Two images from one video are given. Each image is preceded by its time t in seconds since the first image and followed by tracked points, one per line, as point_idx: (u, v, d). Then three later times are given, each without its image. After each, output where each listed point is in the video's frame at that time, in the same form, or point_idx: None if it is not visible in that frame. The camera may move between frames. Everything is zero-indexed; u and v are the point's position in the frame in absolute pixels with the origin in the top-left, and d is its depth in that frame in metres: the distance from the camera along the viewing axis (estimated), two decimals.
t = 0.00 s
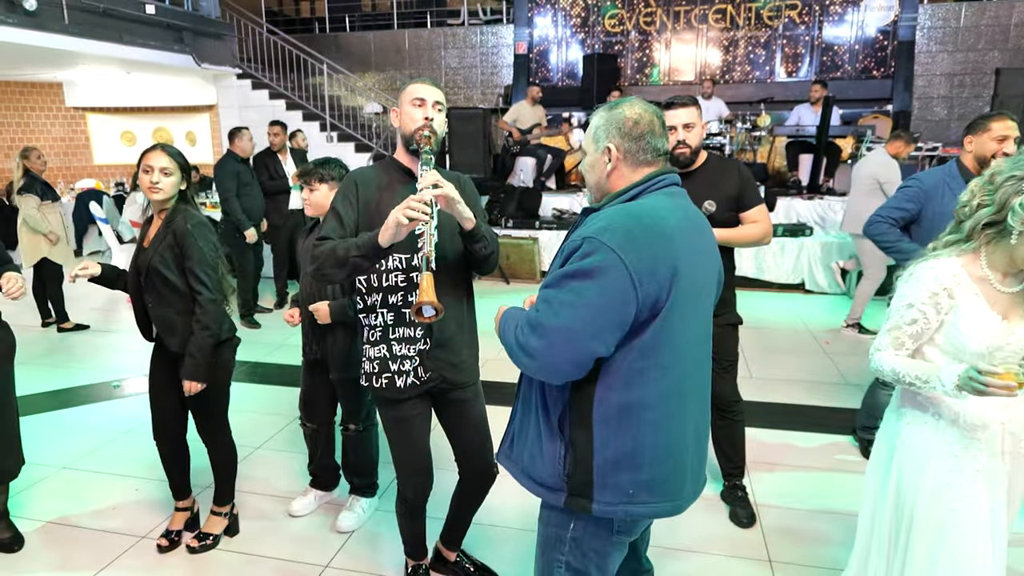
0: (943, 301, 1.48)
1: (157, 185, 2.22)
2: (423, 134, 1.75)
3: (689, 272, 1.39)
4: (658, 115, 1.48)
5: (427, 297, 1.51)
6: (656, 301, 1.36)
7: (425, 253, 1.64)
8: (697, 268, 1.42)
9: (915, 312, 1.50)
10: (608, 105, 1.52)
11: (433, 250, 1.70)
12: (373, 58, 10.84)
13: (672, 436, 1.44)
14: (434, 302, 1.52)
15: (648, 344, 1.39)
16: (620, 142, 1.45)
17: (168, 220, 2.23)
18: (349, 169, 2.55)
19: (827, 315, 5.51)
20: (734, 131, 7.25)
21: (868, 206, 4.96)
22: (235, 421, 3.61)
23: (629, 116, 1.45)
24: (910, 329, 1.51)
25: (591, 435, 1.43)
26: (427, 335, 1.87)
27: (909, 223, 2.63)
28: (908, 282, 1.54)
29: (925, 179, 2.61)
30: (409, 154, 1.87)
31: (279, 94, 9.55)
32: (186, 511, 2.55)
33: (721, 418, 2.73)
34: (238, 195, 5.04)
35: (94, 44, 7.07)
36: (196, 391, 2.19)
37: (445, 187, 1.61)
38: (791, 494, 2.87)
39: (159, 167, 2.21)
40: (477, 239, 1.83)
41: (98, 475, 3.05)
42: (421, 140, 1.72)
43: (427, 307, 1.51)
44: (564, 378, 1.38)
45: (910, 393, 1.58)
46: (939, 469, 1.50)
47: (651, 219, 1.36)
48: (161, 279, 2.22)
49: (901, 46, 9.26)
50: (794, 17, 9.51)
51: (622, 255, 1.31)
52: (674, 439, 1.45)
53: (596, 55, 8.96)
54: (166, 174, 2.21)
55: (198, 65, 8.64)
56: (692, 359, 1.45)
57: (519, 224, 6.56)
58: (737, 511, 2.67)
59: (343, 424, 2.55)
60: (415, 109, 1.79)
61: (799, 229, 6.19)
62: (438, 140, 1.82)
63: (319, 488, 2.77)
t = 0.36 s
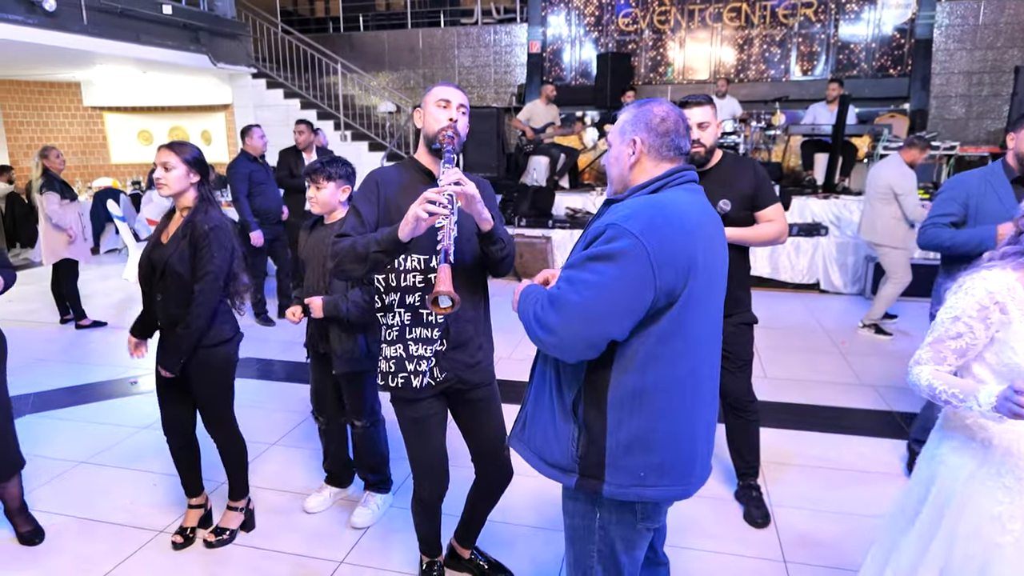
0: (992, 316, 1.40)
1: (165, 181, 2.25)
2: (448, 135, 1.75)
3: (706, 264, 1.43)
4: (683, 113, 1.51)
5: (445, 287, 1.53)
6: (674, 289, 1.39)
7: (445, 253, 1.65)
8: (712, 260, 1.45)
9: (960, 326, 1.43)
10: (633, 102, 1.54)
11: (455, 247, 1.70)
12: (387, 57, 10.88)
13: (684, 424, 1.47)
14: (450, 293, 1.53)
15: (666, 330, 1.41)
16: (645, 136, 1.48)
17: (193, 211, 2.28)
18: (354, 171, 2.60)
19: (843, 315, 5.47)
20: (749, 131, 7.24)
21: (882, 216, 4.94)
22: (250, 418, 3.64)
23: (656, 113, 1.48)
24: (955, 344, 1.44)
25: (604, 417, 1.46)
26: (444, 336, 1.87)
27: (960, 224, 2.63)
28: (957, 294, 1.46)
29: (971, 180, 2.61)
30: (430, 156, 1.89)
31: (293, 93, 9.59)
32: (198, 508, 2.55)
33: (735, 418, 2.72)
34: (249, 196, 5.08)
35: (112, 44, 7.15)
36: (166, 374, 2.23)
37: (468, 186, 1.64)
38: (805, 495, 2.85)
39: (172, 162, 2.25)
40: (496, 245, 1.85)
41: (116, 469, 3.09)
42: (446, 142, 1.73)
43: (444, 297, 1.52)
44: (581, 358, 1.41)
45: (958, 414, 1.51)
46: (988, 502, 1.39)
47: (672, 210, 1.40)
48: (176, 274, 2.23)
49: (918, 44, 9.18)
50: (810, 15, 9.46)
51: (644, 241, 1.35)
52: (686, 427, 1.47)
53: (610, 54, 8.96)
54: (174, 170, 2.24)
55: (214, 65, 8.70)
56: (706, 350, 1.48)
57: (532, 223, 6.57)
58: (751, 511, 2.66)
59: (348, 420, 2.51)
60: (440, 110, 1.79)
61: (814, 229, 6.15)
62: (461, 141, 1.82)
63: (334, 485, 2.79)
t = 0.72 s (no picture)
0: None
1: (180, 181, 2.28)
2: (471, 140, 1.76)
3: (723, 263, 1.43)
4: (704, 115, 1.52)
5: (463, 291, 1.53)
6: (691, 286, 1.39)
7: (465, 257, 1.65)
8: (729, 261, 1.45)
9: None
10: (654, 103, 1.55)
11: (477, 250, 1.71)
12: (403, 56, 10.92)
13: (698, 423, 1.46)
14: (470, 297, 1.53)
15: (682, 325, 1.41)
16: (665, 134, 1.49)
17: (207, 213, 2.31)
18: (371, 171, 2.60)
19: (861, 316, 5.42)
20: (766, 129, 7.19)
21: (890, 209, 4.98)
22: (267, 415, 3.67)
23: (678, 112, 1.49)
24: None
25: (617, 411, 1.46)
26: (462, 339, 1.88)
27: (1005, 228, 2.46)
28: None
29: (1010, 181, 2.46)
30: (455, 159, 1.91)
31: (311, 93, 9.65)
32: (218, 503, 2.59)
33: (752, 419, 2.70)
34: (270, 196, 5.13)
35: (132, 44, 7.22)
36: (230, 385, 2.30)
37: (489, 191, 1.64)
38: (823, 497, 2.83)
39: (184, 165, 2.27)
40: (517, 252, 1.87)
41: (136, 464, 3.13)
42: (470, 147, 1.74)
43: (462, 301, 1.52)
44: (596, 350, 1.42)
45: None
46: None
47: (691, 208, 1.40)
48: (196, 273, 2.27)
49: (939, 42, 9.07)
50: (829, 13, 9.38)
51: (662, 237, 1.36)
52: (700, 426, 1.47)
53: (626, 53, 8.94)
54: (190, 170, 2.27)
55: (233, 64, 8.76)
56: (721, 350, 1.47)
57: (548, 222, 6.57)
58: (768, 513, 2.64)
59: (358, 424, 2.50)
60: (464, 113, 1.80)
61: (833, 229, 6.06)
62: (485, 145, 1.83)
63: (349, 480, 2.81)
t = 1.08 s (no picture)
0: None
1: (188, 181, 2.28)
2: (486, 142, 1.78)
3: (724, 264, 1.42)
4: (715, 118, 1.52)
5: (474, 293, 1.53)
6: (691, 287, 1.39)
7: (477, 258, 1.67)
8: (731, 262, 1.45)
9: None
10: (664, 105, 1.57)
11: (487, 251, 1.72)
12: (411, 56, 10.94)
13: (696, 423, 1.46)
14: (480, 299, 1.53)
15: (680, 326, 1.41)
16: (669, 137, 1.50)
17: (217, 212, 2.33)
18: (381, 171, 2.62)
19: (870, 316, 5.41)
20: (775, 128, 7.11)
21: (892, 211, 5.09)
22: (275, 413, 3.69)
23: (684, 113, 1.49)
24: None
25: (616, 409, 1.47)
26: (470, 340, 1.88)
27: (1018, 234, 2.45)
28: None
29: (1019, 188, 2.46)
30: (469, 161, 1.91)
31: (319, 92, 9.67)
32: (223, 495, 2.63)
33: (760, 419, 2.70)
34: (285, 191, 5.20)
35: (141, 43, 7.25)
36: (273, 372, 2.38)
37: (502, 193, 1.65)
38: (831, 497, 2.82)
39: (192, 164, 2.27)
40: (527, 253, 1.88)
41: (145, 461, 3.16)
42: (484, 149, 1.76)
43: (473, 303, 1.52)
44: (596, 350, 1.43)
45: None
46: None
47: (692, 210, 1.40)
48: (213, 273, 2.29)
49: (949, 40, 9.02)
50: (839, 12, 9.33)
51: (661, 238, 1.36)
52: (698, 426, 1.46)
53: (634, 52, 8.93)
54: (198, 170, 2.27)
55: (241, 63, 8.80)
56: (721, 351, 1.47)
57: (555, 221, 6.56)
58: (776, 512, 2.64)
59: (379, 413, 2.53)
60: (480, 115, 1.81)
61: (841, 228, 6.03)
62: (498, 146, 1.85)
63: (359, 478, 2.83)
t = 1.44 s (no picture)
0: None
1: (189, 181, 2.29)
2: (495, 150, 1.77)
3: (724, 262, 1.41)
4: (721, 116, 1.49)
5: (486, 308, 1.60)
6: (689, 285, 1.39)
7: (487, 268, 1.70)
8: (732, 260, 1.44)
9: None
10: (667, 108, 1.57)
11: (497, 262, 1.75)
12: (416, 55, 10.96)
13: (695, 421, 1.45)
14: (492, 315, 1.60)
15: (679, 323, 1.41)
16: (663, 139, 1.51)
17: (227, 212, 2.39)
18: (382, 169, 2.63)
19: (875, 316, 5.39)
20: (780, 128, 7.23)
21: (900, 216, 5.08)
22: (280, 412, 3.70)
23: (678, 115, 1.49)
24: None
25: (616, 406, 1.47)
26: (476, 345, 1.89)
27: None
28: None
29: None
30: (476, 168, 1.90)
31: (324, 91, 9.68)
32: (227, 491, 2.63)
33: (764, 418, 2.69)
34: (288, 191, 5.21)
35: (147, 43, 7.27)
36: (259, 368, 2.39)
37: (514, 208, 1.69)
38: (837, 497, 2.82)
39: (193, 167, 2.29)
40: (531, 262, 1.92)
41: (149, 459, 3.17)
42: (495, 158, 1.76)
43: (484, 318, 1.59)
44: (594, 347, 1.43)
45: None
46: None
47: (691, 207, 1.40)
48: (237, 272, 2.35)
49: (955, 40, 8.99)
50: (844, 11, 9.32)
51: (658, 235, 1.36)
52: (698, 424, 1.45)
53: (638, 51, 8.93)
54: (199, 168, 2.29)
55: (247, 63, 8.82)
56: (723, 349, 1.46)
57: (560, 220, 6.57)
58: (782, 511, 2.63)
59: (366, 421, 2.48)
60: (491, 122, 1.81)
61: (846, 228, 6.03)
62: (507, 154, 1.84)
63: (363, 477, 2.83)
